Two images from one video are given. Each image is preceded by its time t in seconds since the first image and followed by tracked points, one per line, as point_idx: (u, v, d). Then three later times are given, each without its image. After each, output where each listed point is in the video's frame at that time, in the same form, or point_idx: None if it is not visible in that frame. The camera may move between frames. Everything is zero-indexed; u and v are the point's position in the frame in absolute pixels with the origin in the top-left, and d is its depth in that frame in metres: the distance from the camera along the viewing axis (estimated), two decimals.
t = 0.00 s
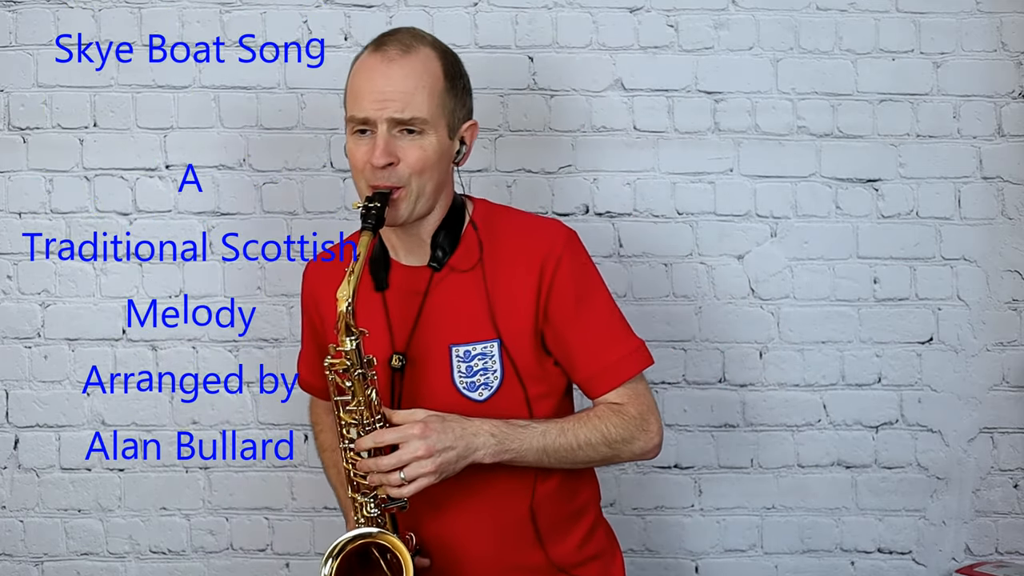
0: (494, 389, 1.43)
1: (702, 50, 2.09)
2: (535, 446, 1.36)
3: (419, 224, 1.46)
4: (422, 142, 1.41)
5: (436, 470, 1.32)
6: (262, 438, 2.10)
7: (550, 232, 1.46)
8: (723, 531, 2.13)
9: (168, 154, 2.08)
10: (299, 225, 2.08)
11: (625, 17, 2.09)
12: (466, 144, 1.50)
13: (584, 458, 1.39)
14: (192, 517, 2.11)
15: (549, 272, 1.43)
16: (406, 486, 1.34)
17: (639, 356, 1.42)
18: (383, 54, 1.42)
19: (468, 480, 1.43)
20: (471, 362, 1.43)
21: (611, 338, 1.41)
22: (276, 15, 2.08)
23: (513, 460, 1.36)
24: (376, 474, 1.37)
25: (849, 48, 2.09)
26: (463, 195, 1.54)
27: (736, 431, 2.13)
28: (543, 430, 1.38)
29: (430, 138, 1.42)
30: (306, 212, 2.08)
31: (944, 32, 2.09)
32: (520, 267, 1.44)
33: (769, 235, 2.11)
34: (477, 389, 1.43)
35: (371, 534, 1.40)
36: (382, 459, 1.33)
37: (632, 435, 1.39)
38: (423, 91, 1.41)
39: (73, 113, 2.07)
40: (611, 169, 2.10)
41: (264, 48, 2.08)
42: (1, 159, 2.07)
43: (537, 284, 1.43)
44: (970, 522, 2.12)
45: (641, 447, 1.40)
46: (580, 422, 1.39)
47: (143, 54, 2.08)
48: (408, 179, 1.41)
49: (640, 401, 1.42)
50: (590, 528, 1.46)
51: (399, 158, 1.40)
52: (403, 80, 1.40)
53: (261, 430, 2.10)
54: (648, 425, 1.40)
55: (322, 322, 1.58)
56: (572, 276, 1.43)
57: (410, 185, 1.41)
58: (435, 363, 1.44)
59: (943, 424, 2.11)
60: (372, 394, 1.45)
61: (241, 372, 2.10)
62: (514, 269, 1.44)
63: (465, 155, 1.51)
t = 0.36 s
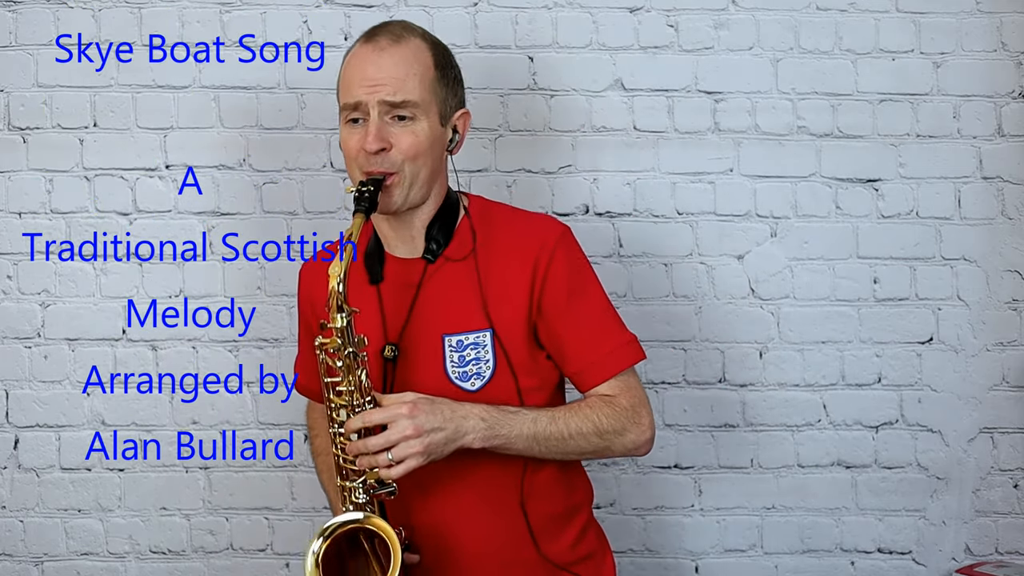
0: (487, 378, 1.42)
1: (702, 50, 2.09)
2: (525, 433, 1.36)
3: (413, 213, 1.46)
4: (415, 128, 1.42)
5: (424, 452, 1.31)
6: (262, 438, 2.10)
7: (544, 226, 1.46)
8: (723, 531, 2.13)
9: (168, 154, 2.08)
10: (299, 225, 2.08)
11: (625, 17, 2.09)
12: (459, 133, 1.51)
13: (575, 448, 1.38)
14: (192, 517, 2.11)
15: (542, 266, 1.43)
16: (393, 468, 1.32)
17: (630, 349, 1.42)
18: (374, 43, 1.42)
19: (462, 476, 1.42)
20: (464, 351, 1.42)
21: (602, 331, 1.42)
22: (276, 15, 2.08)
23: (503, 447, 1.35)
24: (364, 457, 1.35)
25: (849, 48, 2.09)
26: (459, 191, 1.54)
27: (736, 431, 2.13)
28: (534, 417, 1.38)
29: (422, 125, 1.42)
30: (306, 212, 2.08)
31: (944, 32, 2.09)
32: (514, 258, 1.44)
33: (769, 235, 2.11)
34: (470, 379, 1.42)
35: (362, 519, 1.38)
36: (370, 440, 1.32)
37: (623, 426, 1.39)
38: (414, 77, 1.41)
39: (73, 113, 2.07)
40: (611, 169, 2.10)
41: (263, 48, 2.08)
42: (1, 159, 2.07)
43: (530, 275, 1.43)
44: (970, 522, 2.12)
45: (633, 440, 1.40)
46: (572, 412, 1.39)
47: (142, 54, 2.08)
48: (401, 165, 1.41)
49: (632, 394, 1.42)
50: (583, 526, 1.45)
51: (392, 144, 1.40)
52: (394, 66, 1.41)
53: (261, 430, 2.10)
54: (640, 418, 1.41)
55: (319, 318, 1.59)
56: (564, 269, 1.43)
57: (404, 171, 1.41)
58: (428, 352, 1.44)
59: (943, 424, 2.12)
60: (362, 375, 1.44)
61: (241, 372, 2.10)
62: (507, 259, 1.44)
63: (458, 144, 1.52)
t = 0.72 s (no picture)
0: (497, 362, 1.41)
1: (702, 50, 2.09)
2: (525, 413, 1.35)
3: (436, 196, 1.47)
4: (444, 107, 1.45)
5: (421, 415, 1.30)
6: (262, 438, 2.10)
7: (565, 220, 1.47)
8: (723, 530, 2.13)
9: (168, 154, 2.08)
10: (299, 225, 2.08)
11: (625, 17, 2.09)
12: (489, 121, 1.53)
13: (575, 437, 1.37)
14: (192, 517, 2.11)
15: (562, 254, 1.43)
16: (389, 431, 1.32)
17: (640, 347, 1.41)
18: (412, 24, 1.47)
19: (469, 465, 1.40)
20: (476, 334, 1.42)
21: (614, 325, 1.41)
22: (276, 15, 2.08)
23: (501, 424, 1.34)
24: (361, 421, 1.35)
25: (849, 48, 2.09)
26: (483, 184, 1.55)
27: (736, 431, 2.13)
28: (536, 399, 1.37)
29: (451, 105, 1.45)
30: (306, 212, 2.09)
31: (944, 32, 2.09)
32: (532, 247, 1.44)
33: (769, 235, 2.11)
34: (480, 362, 1.41)
35: (351, 481, 1.37)
36: (369, 400, 1.31)
37: (626, 421, 1.38)
38: (447, 58, 1.45)
39: (73, 113, 2.07)
40: (611, 169, 2.10)
41: (264, 48, 2.08)
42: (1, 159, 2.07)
43: (548, 262, 1.43)
44: (970, 522, 2.12)
45: (635, 437, 1.39)
46: (575, 399, 1.38)
47: (143, 54, 2.08)
48: (427, 142, 1.43)
49: (637, 391, 1.41)
50: (585, 525, 1.44)
51: (421, 120, 1.43)
52: (428, 46, 1.45)
53: (261, 430, 2.10)
54: (644, 416, 1.39)
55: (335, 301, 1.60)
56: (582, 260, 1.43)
57: (429, 147, 1.43)
58: (438, 333, 1.43)
59: (943, 424, 2.11)
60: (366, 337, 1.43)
61: (241, 372, 2.10)
62: (527, 247, 1.44)
63: (487, 132, 1.53)
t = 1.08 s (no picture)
0: (526, 356, 1.41)
1: (702, 50, 2.09)
2: (548, 407, 1.35)
3: (482, 188, 1.49)
4: (504, 101, 1.48)
5: (447, 392, 1.31)
6: (262, 438, 2.10)
7: (607, 226, 1.47)
8: (723, 531, 2.13)
9: (168, 154, 2.08)
10: (299, 225, 2.09)
11: (625, 17, 2.09)
12: (544, 122, 1.56)
13: (595, 435, 1.36)
14: (192, 517, 2.11)
15: (600, 257, 1.43)
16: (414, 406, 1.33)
17: (669, 357, 1.41)
18: (483, 17, 1.50)
19: (494, 459, 1.40)
20: (507, 326, 1.42)
21: (645, 333, 1.41)
22: (276, 15, 2.08)
23: (522, 414, 1.34)
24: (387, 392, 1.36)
25: (849, 48, 2.09)
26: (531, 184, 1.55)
27: (736, 431, 2.13)
28: (561, 394, 1.37)
29: (511, 100, 1.48)
30: (306, 212, 2.09)
31: (944, 32, 2.09)
32: (572, 248, 1.44)
33: (769, 235, 2.11)
34: (508, 353, 1.42)
35: (366, 451, 1.38)
36: (398, 371, 1.34)
37: (647, 428, 1.38)
38: (512, 54, 1.48)
39: (73, 113, 2.07)
40: (611, 169, 2.10)
41: (264, 48, 2.08)
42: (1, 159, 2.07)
43: (586, 263, 1.43)
44: (970, 522, 2.12)
45: (655, 446, 1.38)
46: (600, 399, 1.38)
47: (142, 54, 2.08)
48: (483, 132, 1.46)
49: (663, 400, 1.40)
50: (601, 528, 1.44)
51: (480, 109, 1.46)
52: (495, 40, 1.48)
53: (261, 430, 2.10)
54: (666, 426, 1.39)
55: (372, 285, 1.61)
56: (619, 265, 1.43)
57: (485, 137, 1.46)
58: (470, 323, 1.44)
59: (943, 424, 2.11)
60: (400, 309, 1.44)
61: (241, 372, 2.10)
62: (568, 247, 1.44)
63: (542, 132, 1.56)
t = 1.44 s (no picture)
0: (558, 361, 1.43)
1: (702, 50, 2.09)
2: (593, 420, 1.36)
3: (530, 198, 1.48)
4: (560, 113, 1.46)
5: (501, 404, 1.32)
6: (262, 438, 2.10)
7: (649, 241, 1.47)
8: (723, 531, 2.13)
9: (168, 154, 2.08)
10: (299, 225, 2.09)
11: (625, 17, 2.09)
12: (595, 134, 1.55)
13: (635, 449, 1.38)
14: (192, 517, 2.11)
15: (643, 272, 1.44)
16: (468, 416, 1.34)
17: (705, 378, 1.42)
18: (543, 28, 1.49)
19: (527, 462, 1.41)
20: (543, 331, 1.43)
21: (684, 352, 1.42)
22: (276, 15, 2.08)
23: (569, 426, 1.35)
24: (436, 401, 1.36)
25: (849, 48, 2.09)
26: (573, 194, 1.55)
27: (736, 431, 2.13)
28: (605, 408, 1.38)
29: (567, 113, 1.47)
30: (306, 212, 2.09)
31: (944, 32, 2.09)
32: (613, 261, 1.45)
33: (769, 235, 2.11)
34: (541, 358, 1.43)
35: (421, 461, 1.35)
36: (454, 382, 1.34)
37: (685, 444, 1.40)
38: (570, 68, 1.47)
39: (73, 113, 2.07)
40: (611, 169, 2.10)
41: (264, 48, 2.08)
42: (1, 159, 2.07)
43: (629, 276, 1.44)
44: (970, 522, 2.12)
45: (691, 462, 1.41)
46: (642, 414, 1.40)
47: (143, 54, 2.08)
48: (539, 144, 1.45)
49: (699, 418, 1.42)
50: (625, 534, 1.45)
51: (537, 121, 1.45)
52: (554, 53, 1.47)
53: (260, 430, 2.10)
54: (702, 444, 1.41)
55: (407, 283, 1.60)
56: (661, 283, 1.43)
57: (539, 150, 1.45)
58: (507, 326, 1.45)
59: (943, 424, 2.11)
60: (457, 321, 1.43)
61: (241, 372, 2.10)
62: (611, 258, 1.45)
63: (591, 144, 1.56)
